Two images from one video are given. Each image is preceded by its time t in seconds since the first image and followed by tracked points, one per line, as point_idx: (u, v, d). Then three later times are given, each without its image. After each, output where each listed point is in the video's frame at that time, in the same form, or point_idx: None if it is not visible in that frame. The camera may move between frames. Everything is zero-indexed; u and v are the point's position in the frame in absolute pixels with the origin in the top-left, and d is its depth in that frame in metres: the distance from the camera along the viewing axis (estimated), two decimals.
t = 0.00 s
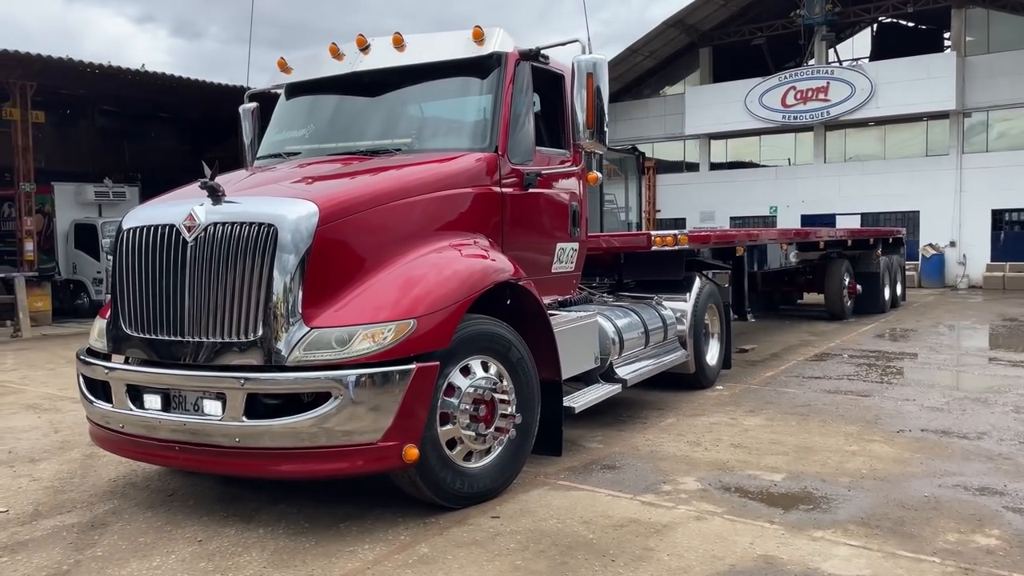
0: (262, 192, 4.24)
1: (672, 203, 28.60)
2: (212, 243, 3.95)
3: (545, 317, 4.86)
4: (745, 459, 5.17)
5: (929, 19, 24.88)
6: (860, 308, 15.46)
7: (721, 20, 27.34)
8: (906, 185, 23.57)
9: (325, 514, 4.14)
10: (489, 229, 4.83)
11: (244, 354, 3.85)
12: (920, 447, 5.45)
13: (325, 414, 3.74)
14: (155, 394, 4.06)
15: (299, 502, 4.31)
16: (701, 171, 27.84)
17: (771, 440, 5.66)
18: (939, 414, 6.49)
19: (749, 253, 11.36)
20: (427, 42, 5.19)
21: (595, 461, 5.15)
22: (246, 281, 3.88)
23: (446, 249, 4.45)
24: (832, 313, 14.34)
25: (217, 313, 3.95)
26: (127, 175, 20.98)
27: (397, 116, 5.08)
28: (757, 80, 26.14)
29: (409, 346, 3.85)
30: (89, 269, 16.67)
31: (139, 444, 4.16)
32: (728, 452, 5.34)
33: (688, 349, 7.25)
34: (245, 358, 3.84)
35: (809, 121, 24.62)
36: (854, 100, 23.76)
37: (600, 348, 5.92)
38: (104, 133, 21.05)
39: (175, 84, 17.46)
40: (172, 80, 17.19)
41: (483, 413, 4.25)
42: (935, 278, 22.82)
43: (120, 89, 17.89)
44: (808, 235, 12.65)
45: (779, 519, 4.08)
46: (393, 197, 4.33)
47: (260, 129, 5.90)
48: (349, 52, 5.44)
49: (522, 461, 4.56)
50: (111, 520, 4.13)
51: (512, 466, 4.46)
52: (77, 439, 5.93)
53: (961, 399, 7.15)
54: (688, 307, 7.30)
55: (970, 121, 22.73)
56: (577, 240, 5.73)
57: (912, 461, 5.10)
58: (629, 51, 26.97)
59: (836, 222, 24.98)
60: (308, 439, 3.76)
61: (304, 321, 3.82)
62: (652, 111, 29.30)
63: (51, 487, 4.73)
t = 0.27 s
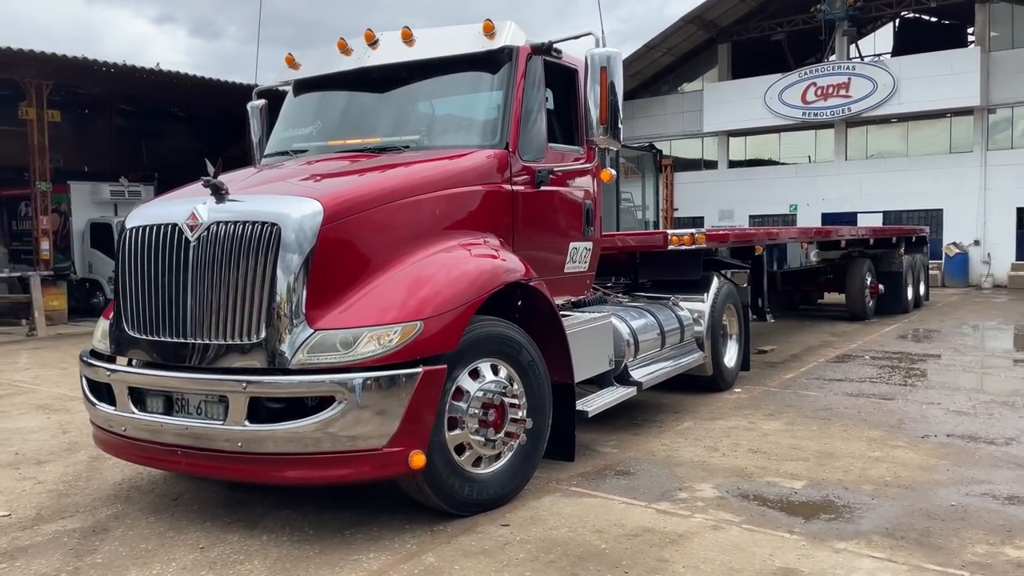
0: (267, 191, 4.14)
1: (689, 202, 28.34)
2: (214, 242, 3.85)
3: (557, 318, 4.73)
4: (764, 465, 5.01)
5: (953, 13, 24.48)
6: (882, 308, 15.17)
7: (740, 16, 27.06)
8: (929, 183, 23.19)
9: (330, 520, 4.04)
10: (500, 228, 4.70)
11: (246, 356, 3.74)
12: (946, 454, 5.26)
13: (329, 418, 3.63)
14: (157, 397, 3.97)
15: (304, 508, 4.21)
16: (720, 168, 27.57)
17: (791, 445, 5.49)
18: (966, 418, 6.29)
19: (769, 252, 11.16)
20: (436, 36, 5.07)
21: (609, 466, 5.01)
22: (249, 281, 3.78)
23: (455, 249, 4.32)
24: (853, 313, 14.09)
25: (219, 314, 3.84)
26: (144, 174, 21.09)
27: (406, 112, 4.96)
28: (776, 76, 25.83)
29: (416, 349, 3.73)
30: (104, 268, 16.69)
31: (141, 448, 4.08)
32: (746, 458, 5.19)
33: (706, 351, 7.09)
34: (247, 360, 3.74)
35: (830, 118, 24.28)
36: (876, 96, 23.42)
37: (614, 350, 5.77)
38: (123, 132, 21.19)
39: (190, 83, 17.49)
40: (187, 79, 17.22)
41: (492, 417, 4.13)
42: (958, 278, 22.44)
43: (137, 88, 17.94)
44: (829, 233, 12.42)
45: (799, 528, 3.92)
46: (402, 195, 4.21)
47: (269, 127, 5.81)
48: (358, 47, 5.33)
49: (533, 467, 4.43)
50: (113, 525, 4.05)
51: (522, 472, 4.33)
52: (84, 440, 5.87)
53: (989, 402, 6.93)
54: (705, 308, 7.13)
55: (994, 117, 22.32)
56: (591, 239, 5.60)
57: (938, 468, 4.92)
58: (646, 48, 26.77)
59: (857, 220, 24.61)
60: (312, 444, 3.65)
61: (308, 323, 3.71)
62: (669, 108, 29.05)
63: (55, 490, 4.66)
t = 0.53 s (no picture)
0: (270, 193, 4.08)
1: (706, 201, 28.13)
2: (215, 246, 3.79)
3: (566, 322, 4.64)
4: (778, 472, 4.89)
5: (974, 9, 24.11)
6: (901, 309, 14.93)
7: (757, 14, 26.83)
8: (950, 181, 22.86)
9: (334, 529, 3.97)
10: (509, 230, 4.62)
11: (248, 361, 3.68)
12: (968, 461, 5.12)
13: (331, 426, 3.56)
14: (159, 403, 3.92)
15: (308, 515, 4.15)
16: (737, 168, 27.34)
17: (806, 451, 5.37)
18: (987, 424, 6.13)
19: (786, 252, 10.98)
20: (444, 35, 4.98)
21: (620, 473, 4.91)
22: (251, 285, 3.71)
23: (462, 251, 4.24)
24: (872, 314, 13.88)
25: (221, 319, 3.78)
26: (162, 175, 21.21)
27: (412, 112, 4.88)
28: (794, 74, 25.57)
29: (420, 355, 3.65)
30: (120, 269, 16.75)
31: (143, 454, 4.03)
32: (760, 465, 5.07)
33: (720, 354, 6.97)
34: (249, 366, 3.68)
35: (849, 116, 23.99)
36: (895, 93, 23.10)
37: (626, 354, 5.67)
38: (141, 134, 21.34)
39: (206, 84, 17.54)
40: (203, 80, 17.27)
41: (498, 423, 4.04)
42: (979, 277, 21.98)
43: (153, 90, 18.03)
44: (848, 233, 12.20)
45: (814, 539, 3.81)
46: (408, 196, 4.14)
47: (277, 128, 5.76)
48: (364, 47, 5.25)
49: (541, 474, 4.34)
50: (114, 532, 4.00)
51: (529, 479, 4.25)
52: (93, 444, 5.85)
53: (1011, 407, 6.76)
54: (720, 310, 7.01)
55: (1017, 115, 21.96)
56: (602, 241, 5.49)
57: (958, 475, 4.78)
58: (663, 47, 26.59)
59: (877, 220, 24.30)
60: (314, 451, 3.59)
61: (309, 328, 3.64)
62: (686, 107, 28.85)
63: (60, 495, 4.63)
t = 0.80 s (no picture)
0: (271, 195, 4.04)
1: (724, 201, 27.91)
2: (214, 248, 3.76)
3: (572, 325, 4.57)
4: (790, 477, 4.79)
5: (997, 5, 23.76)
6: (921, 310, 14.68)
7: (775, 12, 26.59)
8: (972, 180, 22.55)
9: (336, 534, 3.93)
10: (515, 231, 4.56)
11: (247, 365, 3.64)
12: (987, 466, 4.98)
13: (330, 431, 3.51)
14: (160, 407, 3.89)
15: (310, 520, 4.11)
16: (755, 167, 27.11)
17: (819, 456, 5.26)
18: (1008, 427, 5.98)
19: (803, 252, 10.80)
20: (448, 34, 4.92)
21: (628, 478, 4.83)
22: (250, 288, 3.67)
23: (465, 253, 4.18)
24: (891, 315, 13.65)
25: (220, 322, 3.75)
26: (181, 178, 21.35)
27: (416, 112, 4.82)
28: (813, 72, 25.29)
29: (420, 358, 3.59)
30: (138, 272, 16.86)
31: (144, 458, 4.00)
32: (772, 470, 4.97)
33: (733, 356, 6.86)
34: (248, 369, 3.64)
35: (868, 115, 23.69)
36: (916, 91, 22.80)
37: (635, 357, 5.58)
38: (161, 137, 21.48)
39: (223, 87, 17.58)
40: (220, 83, 17.32)
41: (501, 428, 3.98)
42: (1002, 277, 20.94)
43: (170, 94, 18.14)
44: (867, 232, 11.98)
45: (824, 547, 3.71)
46: (410, 197, 4.09)
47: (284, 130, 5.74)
48: (369, 47, 5.20)
49: (546, 479, 4.27)
50: (116, 537, 3.98)
51: (534, 484, 4.18)
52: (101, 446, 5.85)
53: None
54: (732, 312, 6.90)
55: None
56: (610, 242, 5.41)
57: (975, 481, 4.66)
58: (679, 46, 26.41)
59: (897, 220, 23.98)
60: (314, 457, 3.54)
61: (308, 331, 3.59)
62: (702, 107, 28.64)
63: (65, 498, 4.63)
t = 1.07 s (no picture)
0: (257, 196, 3.99)
1: (738, 203, 27.70)
2: (197, 250, 3.70)
3: (565, 327, 4.50)
4: (790, 483, 4.68)
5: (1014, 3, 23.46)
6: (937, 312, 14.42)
7: (788, 12, 26.40)
8: (990, 180, 22.27)
9: (323, 539, 3.89)
10: (507, 232, 4.49)
11: (229, 368, 3.59)
12: (993, 472, 4.86)
13: (311, 435, 3.45)
14: (145, 410, 3.85)
15: (299, 526, 4.07)
16: (770, 168, 26.87)
17: (821, 461, 5.15)
18: (1017, 432, 5.84)
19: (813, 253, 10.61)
20: (439, 33, 4.86)
21: (624, 483, 4.75)
22: (232, 290, 3.61)
23: (454, 254, 4.12)
24: (905, 317, 13.43)
25: (202, 325, 3.69)
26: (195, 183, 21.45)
27: (407, 112, 4.76)
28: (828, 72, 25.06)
29: (404, 361, 3.53)
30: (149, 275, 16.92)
31: (130, 462, 3.97)
32: (772, 475, 4.87)
33: (737, 359, 6.77)
34: (230, 373, 3.59)
35: (884, 114, 23.43)
36: (933, 90, 22.56)
37: (633, 359, 5.51)
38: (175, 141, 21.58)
39: (234, 91, 17.62)
40: (231, 87, 17.37)
41: (489, 432, 3.92)
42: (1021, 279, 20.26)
43: (183, 98, 18.24)
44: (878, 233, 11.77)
45: (819, 555, 3.62)
46: (398, 197, 4.03)
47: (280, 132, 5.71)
48: (361, 47, 5.15)
49: (536, 485, 4.20)
50: (103, 541, 3.96)
51: (524, 490, 4.11)
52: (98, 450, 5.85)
53: None
54: (736, 314, 6.81)
55: None
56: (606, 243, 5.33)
57: (980, 487, 4.54)
58: (692, 47, 26.25)
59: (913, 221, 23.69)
60: (298, 462, 3.49)
61: (291, 333, 3.54)
62: (716, 107, 28.46)
63: (56, 503, 4.61)
